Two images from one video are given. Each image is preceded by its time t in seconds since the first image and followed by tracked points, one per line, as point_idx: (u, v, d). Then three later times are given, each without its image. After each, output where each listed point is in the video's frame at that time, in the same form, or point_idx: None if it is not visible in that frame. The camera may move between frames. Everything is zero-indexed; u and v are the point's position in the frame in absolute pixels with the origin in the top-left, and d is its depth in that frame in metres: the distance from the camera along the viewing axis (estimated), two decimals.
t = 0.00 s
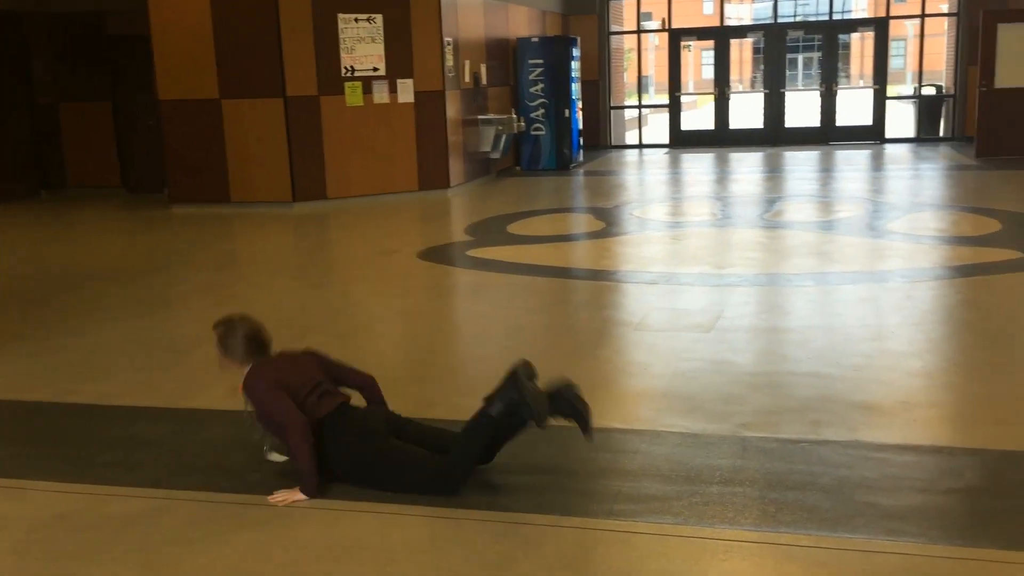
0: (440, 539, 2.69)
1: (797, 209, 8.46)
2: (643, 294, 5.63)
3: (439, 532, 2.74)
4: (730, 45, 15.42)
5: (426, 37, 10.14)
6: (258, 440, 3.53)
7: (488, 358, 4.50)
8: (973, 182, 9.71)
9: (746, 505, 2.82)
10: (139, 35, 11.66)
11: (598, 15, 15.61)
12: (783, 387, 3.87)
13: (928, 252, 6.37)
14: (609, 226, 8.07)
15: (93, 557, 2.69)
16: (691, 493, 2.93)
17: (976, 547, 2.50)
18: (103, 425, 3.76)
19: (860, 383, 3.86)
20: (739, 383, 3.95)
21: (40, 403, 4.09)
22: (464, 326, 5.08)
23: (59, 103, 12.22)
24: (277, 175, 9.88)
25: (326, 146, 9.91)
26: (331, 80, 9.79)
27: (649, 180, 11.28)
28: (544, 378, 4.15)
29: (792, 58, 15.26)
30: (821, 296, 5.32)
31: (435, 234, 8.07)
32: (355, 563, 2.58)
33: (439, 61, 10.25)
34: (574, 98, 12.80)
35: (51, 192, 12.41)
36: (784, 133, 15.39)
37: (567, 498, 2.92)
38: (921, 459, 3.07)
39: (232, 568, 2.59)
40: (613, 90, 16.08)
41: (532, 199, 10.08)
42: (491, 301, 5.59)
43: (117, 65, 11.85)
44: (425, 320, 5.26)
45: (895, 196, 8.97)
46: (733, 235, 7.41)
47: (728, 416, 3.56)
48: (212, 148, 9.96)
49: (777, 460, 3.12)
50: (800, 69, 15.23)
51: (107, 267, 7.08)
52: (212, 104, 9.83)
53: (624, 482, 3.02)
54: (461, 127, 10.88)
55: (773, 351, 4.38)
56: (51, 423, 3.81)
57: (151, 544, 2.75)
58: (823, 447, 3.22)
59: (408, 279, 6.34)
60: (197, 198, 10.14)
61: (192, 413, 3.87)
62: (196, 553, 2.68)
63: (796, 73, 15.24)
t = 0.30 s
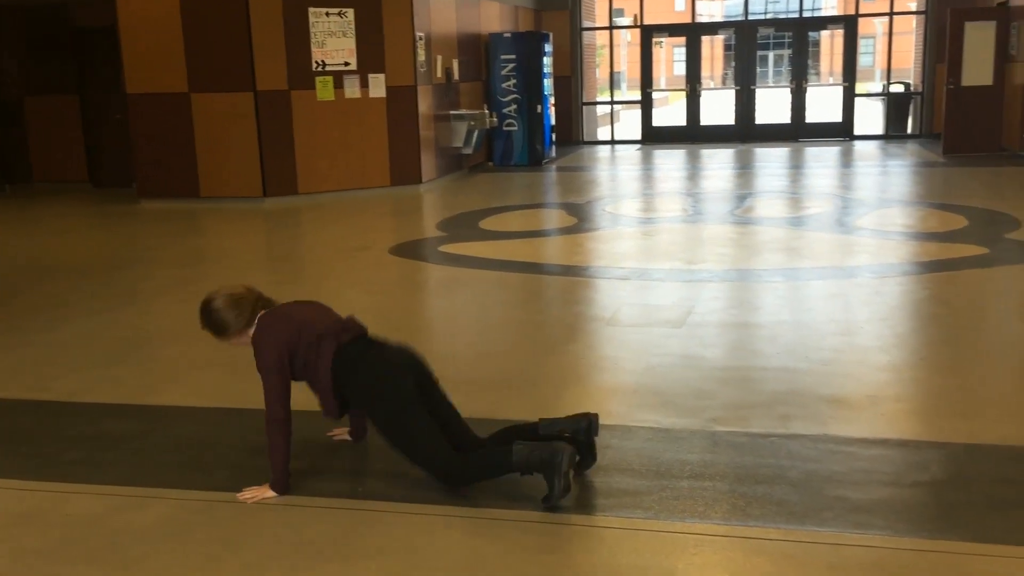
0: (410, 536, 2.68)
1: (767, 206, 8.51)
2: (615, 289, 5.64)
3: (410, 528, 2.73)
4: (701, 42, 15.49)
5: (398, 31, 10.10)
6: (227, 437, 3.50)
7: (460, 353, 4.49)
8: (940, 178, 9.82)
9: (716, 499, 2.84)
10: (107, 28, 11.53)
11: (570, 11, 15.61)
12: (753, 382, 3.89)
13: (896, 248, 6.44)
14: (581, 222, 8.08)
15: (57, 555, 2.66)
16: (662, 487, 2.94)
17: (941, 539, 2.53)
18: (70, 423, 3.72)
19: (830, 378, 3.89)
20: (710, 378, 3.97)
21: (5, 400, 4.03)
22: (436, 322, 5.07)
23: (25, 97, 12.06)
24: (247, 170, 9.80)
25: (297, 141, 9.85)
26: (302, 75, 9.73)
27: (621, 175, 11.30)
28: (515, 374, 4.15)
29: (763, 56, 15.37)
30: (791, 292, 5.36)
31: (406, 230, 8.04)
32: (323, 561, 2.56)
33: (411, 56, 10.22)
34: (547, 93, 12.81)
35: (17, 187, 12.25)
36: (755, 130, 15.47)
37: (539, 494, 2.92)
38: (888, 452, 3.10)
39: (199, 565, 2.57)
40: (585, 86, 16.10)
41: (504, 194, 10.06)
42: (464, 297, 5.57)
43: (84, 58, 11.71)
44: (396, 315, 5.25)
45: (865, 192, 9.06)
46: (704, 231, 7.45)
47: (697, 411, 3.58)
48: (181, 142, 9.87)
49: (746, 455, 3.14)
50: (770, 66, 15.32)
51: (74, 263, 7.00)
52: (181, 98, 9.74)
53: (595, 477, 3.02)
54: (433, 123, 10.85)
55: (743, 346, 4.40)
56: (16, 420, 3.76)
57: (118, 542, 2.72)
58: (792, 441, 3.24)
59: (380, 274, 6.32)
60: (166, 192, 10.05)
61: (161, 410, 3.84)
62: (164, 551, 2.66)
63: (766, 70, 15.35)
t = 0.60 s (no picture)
0: (384, 534, 2.67)
1: (740, 202, 8.55)
2: (589, 285, 5.65)
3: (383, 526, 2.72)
4: (674, 39, 15.54)
5: (371, 27, 10.06)
6: (198, 436, 3.47)
7: (434, 350, 4.48)
8: (910, 176, 9.92)
9: (689, 494, 2.85)
10: (75, 22, 11.40)
11: (544, 8, 15.60)
12: (726, 378, 3.91)
13: (867, 244, 6.51)
14: (554, 218, 8.10)
15: (26, 555, 2.63)
16: (635, 483, 2.95)
17: (911, 533, 2.56)
18: (39, 422, 3.68)
19: (802, 374, 3.93)
20: (683, 374, 3.99)
21: None
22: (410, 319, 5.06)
23: None
24: (219, 166, 9.73)
25: (269, 137, 9.79)
26: (274, 71, 9.66)
27: (595, 172, 11.33)
28: (489, 370, 4.15)
29: (735, 53, 15.45)
30: (763, 288, 5.39)
31: (380, 226, 8.02)
32: (295, 560, 2.55)
33: (384, 52, 10.18)
34: (521, 90, 12.81)
35: None
36: (728, 127, 15.56)
37: (512, 490, 2.92)
38: (859, 447, 3.13)
39: (170, 565, 2.55)
40: (559, 83, 16.02)
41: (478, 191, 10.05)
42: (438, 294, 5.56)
43: (53, 52, 11.57)
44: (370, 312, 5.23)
45: (836, 189, 9.14)
46: (678, 227, 7.48)
47: (671, 407, 3.60)
48: (152, 138, 9.78)
49: (719, 450, 3.16)
50: (743, 64, 15.41)
51: (43, 260, 6.93)
52: (151, 94, 9.65)
53: (569, 474, 3.03)
54: (406, 119, 10.82)
55: (716, 342, 4.43)
56: None
57: (88, 541, 2.69)
58: (764, 436, 3.27)
59: (354, 271, 6.30)
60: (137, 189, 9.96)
61: (131, 409, 3.80)
62: (136, 550, 2.64)
63: (739, 68, 15.43)
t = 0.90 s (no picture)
0: (357, 532, 2.66)
1: (712, 199, 8.59)
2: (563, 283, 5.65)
3: (355, 525, 2.71)
4: (647, 37, 15.59)
5: (343, 23, 10.00)
6: (168, 436, 3.43)
7: (407, 348, 4.46)
8: (879, 173, 10.01)
9: (661, 491, 2.86)
10: (42, 17, 11.25)
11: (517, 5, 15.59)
12: (698, 375, 3.93)
13: (837, 241, 6.57)
14: (528, 216, 8.09)
15: None
16: (608, 480, 2.95)
17: (880, 527, 2.58)
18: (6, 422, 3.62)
19: (773, 370, 3.95)
20: (655, 371, 4.00)
21: None
22: (383, 317, 5.04)
23: None
24: (189, 163, 9.64)
25: (240, 134, 9.71)
26: (245, 67, 9.59)
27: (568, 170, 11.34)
28: (462, 368, 4.14)
29: (707, 51, 15.52)
30: (735, 285, 5.42)
31: (352, 224, 7.98)
32: (267, 559, 2.53)
33: (356, 49, 10.13)
34: (494, 87, 12.79)
35: None
36: (700, 125, 15.63)
37: (485, 488, 2.91)
38: (829, 443, 3.15)
39: (141, 566, 2.52)
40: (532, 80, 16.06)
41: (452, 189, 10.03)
42: (411, 292, 5.54)
43: (19, 48, 11.41)
44: (343, 310, 5.21)
45: (807, 186, 9.22)
46: (650, 225, 7.50)
47: (643, 404, 3.61)
48: (120, 135, 9.68)
49: (690, 446, 3.17)
50: (714, 62, 15.49)
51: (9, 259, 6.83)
52: (120, 90, 9.54)
53: (541, 471, 3.03)
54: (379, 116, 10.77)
55: (689, 339, 4.45)
56: None
57: (57, 543, 2.66)
58: (735, 432, 3.28)
59: (326, 269, 6.27)
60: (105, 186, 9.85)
61: (100, 409, 3.76)
62: (106, 551, 2.61)
63: (711, 65, 15.51)
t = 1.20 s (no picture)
0: (324, 532, 2.65)
1: (680, 198, 8.63)
2: (533, 281, 5.65)
3: (323, 524, 2.69)
4: (616, 36, 15.68)
5: (310, 21, 9.94)
6: (133, 437, 3.39)
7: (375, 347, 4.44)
8: (845, 171, 10.11)
9: (630, 488, 2.87)
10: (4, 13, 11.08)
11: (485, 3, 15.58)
12: (666, 372, 3.94)
13: (804, 239, 6.62)
14: (497, 214, 8.08)
15: None
16: (577, 477, 2.96)
17: (844, 521, 2.61)
18: None
19: (740, 367, 3.97)
20: (624, 368, 4.01)
21: None
22: (351, 316, 5.01)
23: None
24: (155, 161, 9.53)
25: (206, 131, 9.62)
26: (211, 64, 9.50)
27: (538, 168, 11.34)
28: (431, 367, 4.13)
29: (676, 50, 15.60)
30: (703, 283, 5.44)
31: (320, 222, 7.93)
32: (234, 559, 2.51)
33: (324, 46, 10.07)
34: (463, 85, 12.78)
35: None
36: (668, 124, 15.69)
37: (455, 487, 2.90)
38: (795, 439, 3.18)
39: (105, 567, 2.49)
40: (501, 79, 15.98)
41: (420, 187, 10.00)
42: (379, 290, 5.51)
43: None
44: (311, 309, 5.17)
45: (774, 185, 9.28)
46: (619, 222, 7.52)
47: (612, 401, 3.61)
48: (84, 132, 9.55)
49: (659, 443, 3.18)
50: (682, 61, 15.57)
51: None
52: (83, 86, 9.42)
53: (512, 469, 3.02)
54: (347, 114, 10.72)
55: (658, 336, 4.46)
56: None
57: (19, 545, 2.62)
58: (703, 429, 3.30)
59: (294, 267, 6.23)
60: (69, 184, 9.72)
61: (64, 410, 3.70)
62: (69, 553, 2.57)
63: (679, 64, 15.58)
